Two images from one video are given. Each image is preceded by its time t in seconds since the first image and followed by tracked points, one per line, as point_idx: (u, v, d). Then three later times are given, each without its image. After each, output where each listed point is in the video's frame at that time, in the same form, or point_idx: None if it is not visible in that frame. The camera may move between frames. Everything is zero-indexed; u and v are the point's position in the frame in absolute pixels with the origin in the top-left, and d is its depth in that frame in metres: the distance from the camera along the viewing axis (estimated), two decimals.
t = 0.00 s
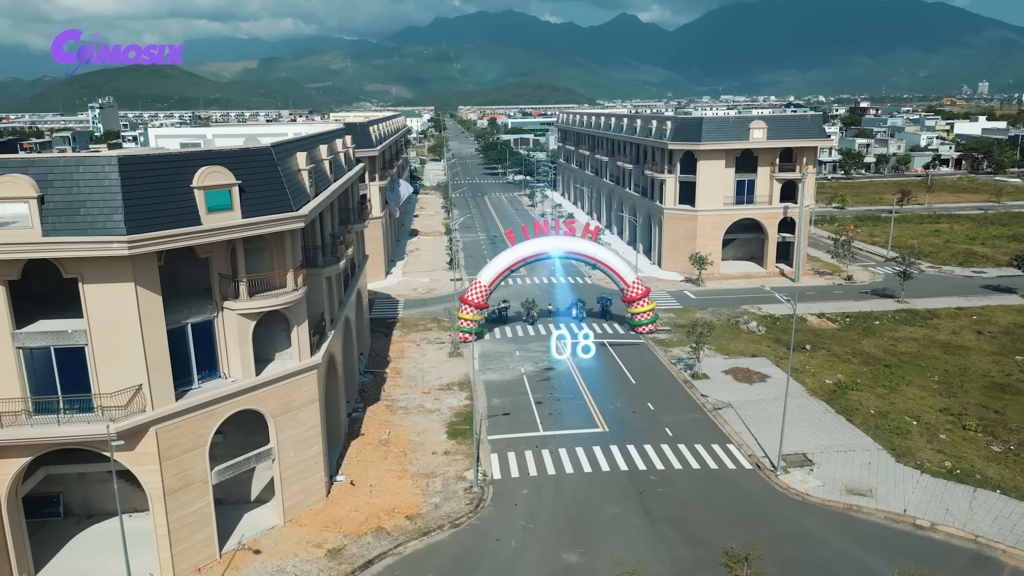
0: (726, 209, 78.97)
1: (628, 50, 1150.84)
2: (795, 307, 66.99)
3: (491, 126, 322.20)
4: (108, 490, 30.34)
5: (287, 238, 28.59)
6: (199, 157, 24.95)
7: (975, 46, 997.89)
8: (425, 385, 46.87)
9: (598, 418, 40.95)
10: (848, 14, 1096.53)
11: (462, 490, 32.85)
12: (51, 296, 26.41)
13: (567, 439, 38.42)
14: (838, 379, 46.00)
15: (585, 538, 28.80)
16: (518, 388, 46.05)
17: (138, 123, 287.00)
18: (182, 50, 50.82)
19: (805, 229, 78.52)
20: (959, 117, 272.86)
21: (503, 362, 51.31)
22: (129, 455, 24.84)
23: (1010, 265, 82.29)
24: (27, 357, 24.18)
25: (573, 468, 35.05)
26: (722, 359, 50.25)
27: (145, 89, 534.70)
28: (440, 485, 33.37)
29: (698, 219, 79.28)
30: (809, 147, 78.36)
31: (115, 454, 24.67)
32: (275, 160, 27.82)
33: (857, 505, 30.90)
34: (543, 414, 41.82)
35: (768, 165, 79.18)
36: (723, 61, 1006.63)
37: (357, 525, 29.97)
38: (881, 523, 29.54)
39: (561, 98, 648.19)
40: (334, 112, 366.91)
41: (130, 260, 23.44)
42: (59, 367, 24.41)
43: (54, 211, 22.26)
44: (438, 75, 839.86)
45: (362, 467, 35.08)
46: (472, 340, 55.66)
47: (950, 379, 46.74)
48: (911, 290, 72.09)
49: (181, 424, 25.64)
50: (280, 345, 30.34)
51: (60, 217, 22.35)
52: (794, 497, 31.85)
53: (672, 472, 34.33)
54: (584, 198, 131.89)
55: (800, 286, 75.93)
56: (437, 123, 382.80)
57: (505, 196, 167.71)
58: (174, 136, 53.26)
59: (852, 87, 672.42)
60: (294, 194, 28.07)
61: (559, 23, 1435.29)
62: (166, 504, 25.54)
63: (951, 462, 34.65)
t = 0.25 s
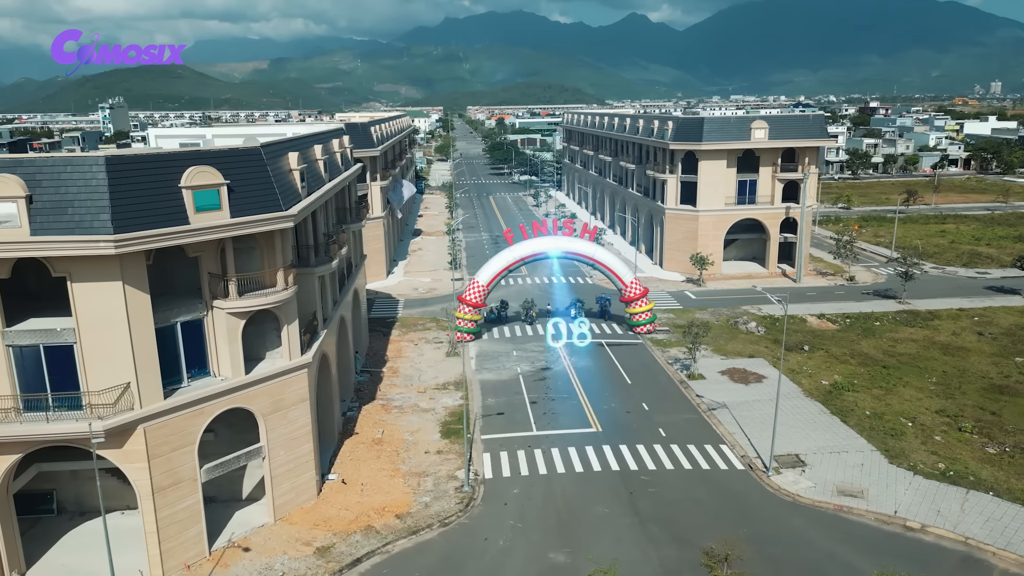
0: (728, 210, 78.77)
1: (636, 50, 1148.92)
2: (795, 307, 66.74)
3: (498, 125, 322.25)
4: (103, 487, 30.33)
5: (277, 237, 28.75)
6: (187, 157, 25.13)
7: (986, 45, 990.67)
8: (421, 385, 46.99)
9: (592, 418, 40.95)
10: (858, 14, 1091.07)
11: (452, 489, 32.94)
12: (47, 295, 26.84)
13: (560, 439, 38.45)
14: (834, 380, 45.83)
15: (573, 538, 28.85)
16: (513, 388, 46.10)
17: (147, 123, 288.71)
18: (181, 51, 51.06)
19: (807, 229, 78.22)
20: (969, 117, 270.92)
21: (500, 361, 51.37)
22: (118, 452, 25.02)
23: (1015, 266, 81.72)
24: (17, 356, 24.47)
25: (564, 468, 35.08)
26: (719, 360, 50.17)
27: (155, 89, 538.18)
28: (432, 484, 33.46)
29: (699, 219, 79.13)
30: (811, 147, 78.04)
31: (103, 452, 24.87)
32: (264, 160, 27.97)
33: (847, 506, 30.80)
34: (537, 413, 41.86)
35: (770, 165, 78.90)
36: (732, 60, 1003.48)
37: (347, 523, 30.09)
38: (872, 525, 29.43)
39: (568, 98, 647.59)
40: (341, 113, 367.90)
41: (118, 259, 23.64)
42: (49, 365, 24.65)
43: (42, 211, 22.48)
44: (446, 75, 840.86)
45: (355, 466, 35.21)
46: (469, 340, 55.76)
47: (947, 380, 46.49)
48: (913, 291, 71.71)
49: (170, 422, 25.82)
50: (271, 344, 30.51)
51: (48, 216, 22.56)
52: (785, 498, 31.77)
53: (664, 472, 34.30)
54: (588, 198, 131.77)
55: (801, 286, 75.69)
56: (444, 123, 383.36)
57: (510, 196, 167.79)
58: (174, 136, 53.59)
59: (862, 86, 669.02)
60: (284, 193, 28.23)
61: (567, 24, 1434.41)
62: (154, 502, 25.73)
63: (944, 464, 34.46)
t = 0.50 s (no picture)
0: (729, 210, 78.59)
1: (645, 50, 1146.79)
2: (795, 308, 66.51)
3: (506, 126, 322.43)
4: (95, 485, 30.42)
5: (267, 237, 28.89)
6: (176, 157, 25.30)
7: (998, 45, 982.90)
8: (417, 384, 47.09)
9: (586, 418, 40.95)
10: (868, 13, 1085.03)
11: (443, 489, 33.01)
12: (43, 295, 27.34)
13: (553, 439, 38.47)
14: (831, 381, 45.66)
15: (561, 538, 28.86)
16: (509, 388, 46.14)
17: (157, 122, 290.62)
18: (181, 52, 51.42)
19: (809, 230, 77.90)
20: (980, 117, 268.82)
21: (497, 361, 51.42)
22: (106, 450, 25.23)
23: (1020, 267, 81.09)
24: (7, 354, 24.79)
25: (555, 468, 35.10)
26: (716, 361, 50.05)
27: (166, 89, 541.50)
28: (422, 484, 33.54)
29: (700, 220, 78.98)
30: (814, 148, 77.71)
31: (92, 449, 25.08)
32: (254, 160, 28.10)
33: (837, 508, 30.69)
34: (531, 413, 41.90)
35: (772, 166, 78.63)
36: (741, 60, 1000.05)
37: (336, 522, 30.22)
38: (861, 527, 29.31)
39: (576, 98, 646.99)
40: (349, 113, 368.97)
41: (106, 258, 23.84)
42: (38, 363, 24.92)
43: (30, 210, 22.72)
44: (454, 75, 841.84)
45: (347, 465, 35.35)
46: (467, 340, 55.87)
47: (946, 382, 46.21)
48: (915, 292, 71.32)
49: (159, 420, 26.02)
50: (262, 343, 30.66)
51: (37, 215, 22.78)
52: (775, 499, 31.69)
53: (654, 473, 34.26)
54: (592, 198, 131.67)
55: (803, 287, 75.40)
56: (452, 123, 384.06)
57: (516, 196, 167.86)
58: (174, 137, 53.97)
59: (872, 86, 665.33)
60: (274, 193, 28.38)
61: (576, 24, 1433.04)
62: (143, 499, 25.93)
63: (938, 466, 34.27)
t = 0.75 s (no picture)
0: (731, 211, 78.33)
1: (654, 50, 1144.54)
2: (796, 309, 66.23)
3: (513, 126, 322.49)
4: (88, 482, 30.61)
5: (257, 236, 29.03)
6: (165, 156, 25.47)
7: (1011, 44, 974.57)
8: (413, 384, 47.18)
9: (580, 419, 40.94)
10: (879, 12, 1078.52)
11: (433, 488, 33.07)
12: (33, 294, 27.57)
13: (546, 439, 38.46)
14: (828, 383, 45.44)
15: (548, 538, 28.86)
16: (504, 388, 46.18)
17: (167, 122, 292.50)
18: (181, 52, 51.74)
19: (811, 231, 77.52)
20: (991, 117, 266.47)
21: (493, 361, 51.46)
22: (95, 448, 25.43)
23: None
24: None
25: (547, 468, 35.09)
26: (714, 362, 49.91)
27: (176, 89, 544.69)
28: (413, 483, 33.61)
29: (702, 220, 78.77)
30: (816, 148, 77.33)
31: (81, 446, 25.29)
32: (244, 160, 28.26)
33: (828, 510, 30.55)
34: (526, 413, 41.92)
35: (774, 166, 78.31)
36: (750, 60, 996.06)
37: (326, 521, 30.34)
38: (850, 529, 29.18)
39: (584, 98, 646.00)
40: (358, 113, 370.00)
41: (94, 257, 24.03)
42: (28, 362, 25.22)
43: (18, 210, 22.94)
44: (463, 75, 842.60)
45: (339, 464, 35.47)
46: (465, 340, 55.96)
47: (944, 384, 45.88)
48: (918, 293, 70.84)
49: (148, 419, 26.20)
50: (252, 342, 30.82)
51: (25, 215, 23.00)
52: (766, 501, 31.58)
53: (645, 474, 34.20)
54: (597, 198, 131.48)
55: (805, 288, 75.05)
56: (460, 123, 384.37)
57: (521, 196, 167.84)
58: (174, 137, 54.35)
59: (883, 85, 661.25)
60: (263, 193, 28.52)
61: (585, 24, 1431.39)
62: (131, 497, 26.12)
63: (932, 469, 34.06)
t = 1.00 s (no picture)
0: (733, 211, 78.05)
1: (663, 50, 1141.87)
2: (797, 310, 65.95)
3: (521, 126, 322.56)
4: (81, 479, 30.78)
5: (247, 236, 29.20)
6: (153, 157, 25.66)
7: None
8: (409, 384, 47.28)
9: (574, 419, 40.94)
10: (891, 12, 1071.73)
11: (424, 487, 33.17)
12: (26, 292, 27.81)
13: (539, 439, 38.51)
14: (824, 384, 45.24)
15: (536, 538, 28.91)
16: (499, 388, 46.24)
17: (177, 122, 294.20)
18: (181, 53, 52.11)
19: (814, 231, 77.12)
20: (1003, 117, 264.11)
21: (490, 362, 51.53)
22: (83, 445, 25.66)
23: None
24: None
25: (538, 468, 35.14)
26: (711, 363, 49.78)
27: (186, 90, 548.04)
28: (404, 482, 33.72)
29: (704, 221, 78.56)
30: (819, 148, 76.97)
31: (70, 444, 25.54)
32: (233, 160, 28.42)
33: (818, 511, 30.46)
34: (520, 413, 41.96)
35: (777, 167, 77.99)
36: (760, 60, 992.02)
37: (315, 519, 30.48)
38: (839, 531, 29.05)
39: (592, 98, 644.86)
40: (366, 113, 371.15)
41: (81, 256, 24.23)
42: (19, 359, 25.53)
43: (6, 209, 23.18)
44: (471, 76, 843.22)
45: (332, 463, 35.63)
46: (463, 340, 56.05)
47: (942, 386, 45.58)
48: (921, 294, 70.39)
49: (136, 416, 26.42)
50: (243, 341, 31.00)
51: (13, 214, 23.22)
52: (756, 502, 31.50)
53: (636, 474, 34.17)
54: (601, 198, 131.23)
55: (807, 289, 74.72)
56: (468, 124, 384.87)
57: (526, 196, 167.83)
58: (175, 137, 54.74)
59: (894, 85, 656.83)
60: (252, 194, 28.68)
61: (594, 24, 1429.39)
62: (120, 494, 26.35)
63: (924, 471, 33.87)
